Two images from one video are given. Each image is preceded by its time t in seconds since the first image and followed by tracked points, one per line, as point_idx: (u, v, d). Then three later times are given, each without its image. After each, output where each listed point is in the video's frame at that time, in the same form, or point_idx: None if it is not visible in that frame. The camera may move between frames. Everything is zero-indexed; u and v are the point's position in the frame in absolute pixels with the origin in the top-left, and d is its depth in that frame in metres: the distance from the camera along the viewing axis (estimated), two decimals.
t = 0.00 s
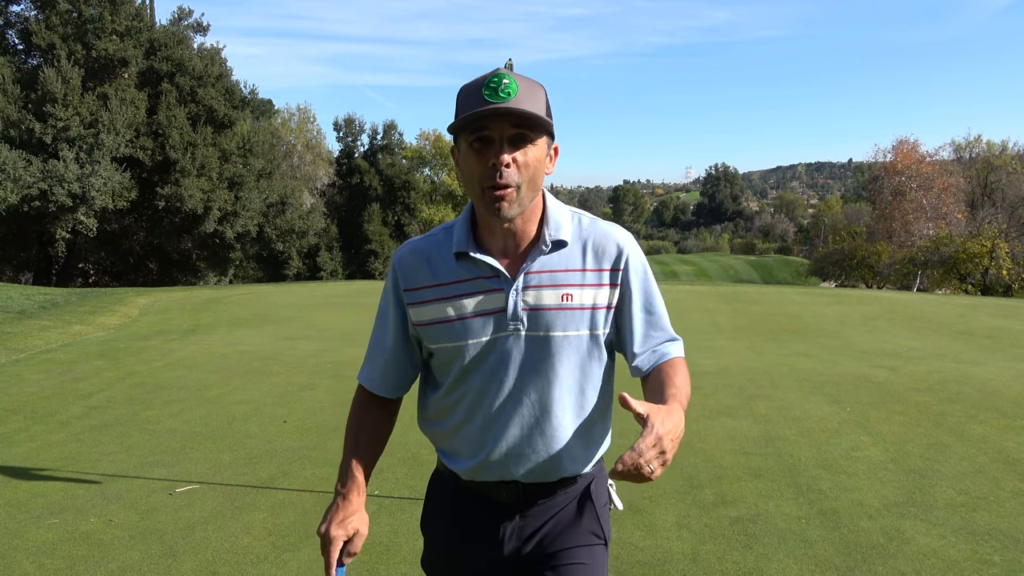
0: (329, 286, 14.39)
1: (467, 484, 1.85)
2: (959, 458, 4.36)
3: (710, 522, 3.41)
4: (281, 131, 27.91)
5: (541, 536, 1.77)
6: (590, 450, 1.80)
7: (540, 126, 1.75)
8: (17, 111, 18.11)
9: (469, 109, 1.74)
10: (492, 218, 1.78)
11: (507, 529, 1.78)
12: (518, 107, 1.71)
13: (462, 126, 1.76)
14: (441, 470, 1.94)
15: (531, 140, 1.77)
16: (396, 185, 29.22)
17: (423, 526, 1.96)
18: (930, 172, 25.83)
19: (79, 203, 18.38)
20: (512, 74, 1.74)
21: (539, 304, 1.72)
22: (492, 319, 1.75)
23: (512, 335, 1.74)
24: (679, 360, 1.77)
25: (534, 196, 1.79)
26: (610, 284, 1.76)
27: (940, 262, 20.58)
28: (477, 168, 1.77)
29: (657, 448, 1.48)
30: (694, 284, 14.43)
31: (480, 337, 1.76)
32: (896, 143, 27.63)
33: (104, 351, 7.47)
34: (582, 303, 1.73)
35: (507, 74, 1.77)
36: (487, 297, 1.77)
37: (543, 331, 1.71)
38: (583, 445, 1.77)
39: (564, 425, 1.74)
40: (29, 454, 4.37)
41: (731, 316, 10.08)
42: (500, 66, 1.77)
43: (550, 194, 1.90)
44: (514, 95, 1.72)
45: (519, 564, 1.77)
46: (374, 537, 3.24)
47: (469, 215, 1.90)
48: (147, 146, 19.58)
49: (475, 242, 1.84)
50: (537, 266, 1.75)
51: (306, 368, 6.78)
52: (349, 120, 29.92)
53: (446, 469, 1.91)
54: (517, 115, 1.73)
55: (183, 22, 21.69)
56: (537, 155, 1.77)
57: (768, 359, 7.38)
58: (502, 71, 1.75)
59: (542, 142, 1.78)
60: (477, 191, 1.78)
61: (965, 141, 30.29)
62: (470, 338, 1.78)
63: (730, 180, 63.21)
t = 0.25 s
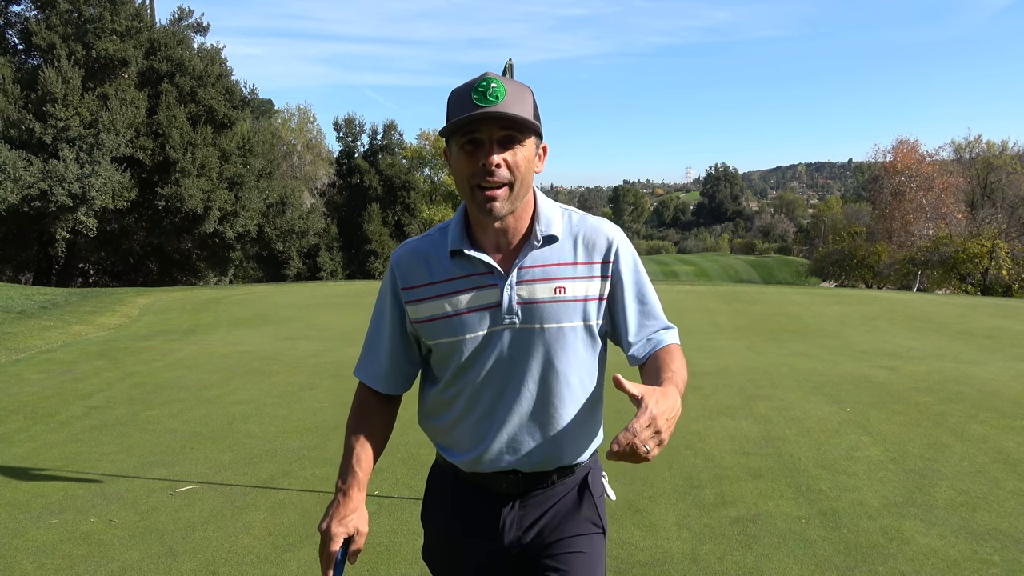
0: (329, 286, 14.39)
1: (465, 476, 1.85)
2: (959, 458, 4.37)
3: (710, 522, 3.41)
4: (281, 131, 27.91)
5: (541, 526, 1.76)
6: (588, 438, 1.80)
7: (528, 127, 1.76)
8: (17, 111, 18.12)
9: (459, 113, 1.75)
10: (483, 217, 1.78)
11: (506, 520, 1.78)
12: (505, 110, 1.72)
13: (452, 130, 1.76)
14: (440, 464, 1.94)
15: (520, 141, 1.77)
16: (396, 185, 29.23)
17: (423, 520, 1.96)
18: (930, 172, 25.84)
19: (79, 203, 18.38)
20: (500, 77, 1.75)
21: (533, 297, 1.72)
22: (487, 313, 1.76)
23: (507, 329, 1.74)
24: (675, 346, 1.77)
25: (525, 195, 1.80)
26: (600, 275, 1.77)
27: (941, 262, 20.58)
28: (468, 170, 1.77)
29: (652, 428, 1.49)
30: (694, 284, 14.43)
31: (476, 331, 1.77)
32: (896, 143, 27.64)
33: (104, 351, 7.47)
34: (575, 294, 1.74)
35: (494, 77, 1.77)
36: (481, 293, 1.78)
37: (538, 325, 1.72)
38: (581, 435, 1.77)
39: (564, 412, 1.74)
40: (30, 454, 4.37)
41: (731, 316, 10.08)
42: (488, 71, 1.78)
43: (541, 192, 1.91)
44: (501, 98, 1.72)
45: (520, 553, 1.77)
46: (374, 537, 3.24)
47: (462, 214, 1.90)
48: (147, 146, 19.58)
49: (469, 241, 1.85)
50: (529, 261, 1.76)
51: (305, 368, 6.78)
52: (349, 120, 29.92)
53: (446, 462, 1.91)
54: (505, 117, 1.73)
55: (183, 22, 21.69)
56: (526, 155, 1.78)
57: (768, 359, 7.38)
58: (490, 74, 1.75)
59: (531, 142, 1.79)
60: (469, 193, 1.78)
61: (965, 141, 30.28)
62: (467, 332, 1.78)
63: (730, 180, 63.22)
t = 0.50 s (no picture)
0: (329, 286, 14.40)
1: (464, 478, 1.85)
2: (959, 458, 4.36)
3: (710, 523, 3.41)
4: (281, 131, 27.90)
5: (542, 528, 1.77)
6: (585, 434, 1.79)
7: (537, 131, 1.77)
8: (17, 111, 18.12)
9: (470, 114, 1.74)
10: (488, 218, 1.78)
11: (506, 522, 1.78)
12: (516, 113, 1.72)
13: (462, 130, 1.75)
14: (439, 464, 1.94)
15: (527, 144, 1.78)
16: (396, 185, 29.23)
17: (422, 522, 1.96)
18: (930, 172, 25.85)
19: (79, 203, 18.38)
20: (508, 79, 1.76)
21: (531, 293, 1.72)
22: (484, 309, 1.76)
23: (505, 324, 1.73)
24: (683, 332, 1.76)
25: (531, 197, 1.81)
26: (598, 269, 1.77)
27: (941, 262, 20.58)
28: (474, 171, 1.77)
29: (658, 414, 1.49)
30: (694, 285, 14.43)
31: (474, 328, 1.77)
32: (896, 143, 27.64)
33: (104, 351, 7.47)
34: (572, 290, 1.74)
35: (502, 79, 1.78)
36: (479, 288, 1.77)
37: (536, 320, 1.72)
38: (578, 432, 1.77)
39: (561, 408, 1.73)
40: (30, 454, 4.37)
41: (731, 316, 10.07)
42: (495, 72, 1.79)
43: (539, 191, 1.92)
44: (512, 102, 1.73)
45: (522, 556, 1.77)
46: (373, 537, 3.24)
47: (461, 211, 1.90)
48: (147, 146, 19.58)
49: (468, 237, 1.84)
50: (527, 256, 1.76)
51: (305, 368, 6.78)
52: (349, 120, 29.93)
53: (444, 465, 1.91)
54: (514, 119, 1.74)
55: (183, 22, 21.69)
56: (534, 158, 1.78)
57: (769, 359, 7.38)
58: (498, 76, 1.76)
59: (538, 145, 1.79)
60: (476, 195, 1.78)
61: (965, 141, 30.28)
62: (464, 330, 1.78)
63: (730, 180, 63.23)
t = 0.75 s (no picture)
0: (329, 286, 14.39)
1: (462, 487, 1.85)
2: (959, 458, 4.36)
3: (710, 522, 3.41)
4: (281, 131, 27.90)
5: (539, 537, 1.78)
6: (582, 438, 1.80)
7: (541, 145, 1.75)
8: (17, 111, 18.11)
9: (473, 130, 1.74)
10: (491, 229, 1.77)
11: (503, 533, 1.78)
12: (521, 131, 1.72)
13: (464, 146, 1.73)
14: (436, 472, 1.93)
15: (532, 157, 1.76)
16: (396, 185, 29.23)
17: (418, 530, 1.95)
18: (930, 172, 25.85)
19: (79, 203, 18.38)
20: (510, 93, 1.76)
21: (534, 295, 1.73)
22: (486, 309, 1.75)
23: (505, 327, 1.73)
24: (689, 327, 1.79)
25: (533, 208, 1.80)
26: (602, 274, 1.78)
27: (941, 262, 20.58)
28: (477, 185, 1.75)
29: (676, 360, 1.57)
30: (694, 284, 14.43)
31: (476, 327, 1.75)
32: (896, 143, 27.65)
33: (104, 351, 7.47)
34: (574, 293, 1.75)
35: (504, 93, 1.77)
36: (479, 288, 1.77)
37: (538, 323, 1.72)
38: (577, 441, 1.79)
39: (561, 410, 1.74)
40: (29, 454, 4.37)
41: (731, 316, 10.07)
42: (497, 85, 1.79)
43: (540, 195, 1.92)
44: (515, 117, 1.73)
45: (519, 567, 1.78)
46: (373, 537, 3.24)
47: (461, 214, 1.89)
48: (147, 146, 19.57)
49: (469, 238, 1.84)
50: (530, 259, 1.76)
51: (305, 368, 6.78)
52: (349, 120, 29.94)
53: (441, 469, 1.90)
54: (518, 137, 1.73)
55: (183, 22, 21.68)
56: (537, 171, 1.78)
57: (769, 359, 7.38)
58: (500, 90, 1.77)
59: (542, 158, 1.79)
60: (478, 208, 1.76)
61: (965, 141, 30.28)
62: (465, 332, 1.76)
63: (730, 180, 63.25)
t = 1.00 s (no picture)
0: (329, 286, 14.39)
1: (460, 499, 1.85)
2: (959, 458, 4.36)
3: (710, 522, 3.41)
4: (281, 131, 27.88)
5: (536, 550, 1.78)
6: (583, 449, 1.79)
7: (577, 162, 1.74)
8: (17, 111, 18.12)
9: (514, 140, 1.69)
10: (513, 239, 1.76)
11: (500, 545, 1.78)
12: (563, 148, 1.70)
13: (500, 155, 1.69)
14: (433, 481, 1.93)
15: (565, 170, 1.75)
16: (396, 185, 29.24)
17: (414, 538, 1.96)
18: (930, 172, 25.86)
19: (79, 203, 18.38)
20: (556, 105, 1.73)
21: (537, 298, 1.72)
22: (489, 311, 1.75)
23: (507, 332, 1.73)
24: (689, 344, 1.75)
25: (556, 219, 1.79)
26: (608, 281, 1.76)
27: (940, 262, 20.58)
28: (510, 196, 1.71)
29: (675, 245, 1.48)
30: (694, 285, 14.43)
31: (479, 329, 1.75)
32: (896, 143, 27.65)
33: (103, 351, 7.47)
34: (576, 298, 1.74)
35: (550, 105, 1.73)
36: (483, 289, 1.77)
37: (539, 327, 1.72)
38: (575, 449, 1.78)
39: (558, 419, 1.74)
40: (30, 453, 4.37)
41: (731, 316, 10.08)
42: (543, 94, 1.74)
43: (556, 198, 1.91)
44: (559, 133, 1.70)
45: None
46: (373, 537, 3.24)
47: (474, 214, 1.89)
48: (147, 146, 19.57)
49: (478, 237, 1.83)
50: (536, 262, 1.76)
51: (305, 368, 6.78)
52: (349, 120, 29.94)
53: (439, 480, 1.90)
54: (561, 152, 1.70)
55: (183, 22, 21.68)
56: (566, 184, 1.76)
57: (769, 359, 7.38)
58: (547, 100, 1.73)
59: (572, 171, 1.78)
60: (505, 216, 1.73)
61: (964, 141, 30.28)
62: (465, 334, 1.76)
63: (730, 180, 63.26)
